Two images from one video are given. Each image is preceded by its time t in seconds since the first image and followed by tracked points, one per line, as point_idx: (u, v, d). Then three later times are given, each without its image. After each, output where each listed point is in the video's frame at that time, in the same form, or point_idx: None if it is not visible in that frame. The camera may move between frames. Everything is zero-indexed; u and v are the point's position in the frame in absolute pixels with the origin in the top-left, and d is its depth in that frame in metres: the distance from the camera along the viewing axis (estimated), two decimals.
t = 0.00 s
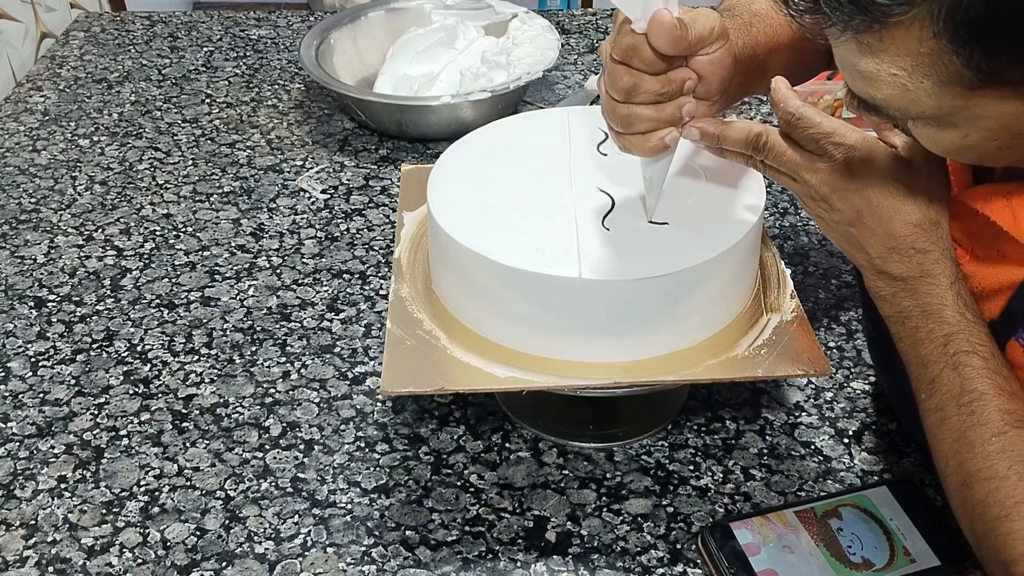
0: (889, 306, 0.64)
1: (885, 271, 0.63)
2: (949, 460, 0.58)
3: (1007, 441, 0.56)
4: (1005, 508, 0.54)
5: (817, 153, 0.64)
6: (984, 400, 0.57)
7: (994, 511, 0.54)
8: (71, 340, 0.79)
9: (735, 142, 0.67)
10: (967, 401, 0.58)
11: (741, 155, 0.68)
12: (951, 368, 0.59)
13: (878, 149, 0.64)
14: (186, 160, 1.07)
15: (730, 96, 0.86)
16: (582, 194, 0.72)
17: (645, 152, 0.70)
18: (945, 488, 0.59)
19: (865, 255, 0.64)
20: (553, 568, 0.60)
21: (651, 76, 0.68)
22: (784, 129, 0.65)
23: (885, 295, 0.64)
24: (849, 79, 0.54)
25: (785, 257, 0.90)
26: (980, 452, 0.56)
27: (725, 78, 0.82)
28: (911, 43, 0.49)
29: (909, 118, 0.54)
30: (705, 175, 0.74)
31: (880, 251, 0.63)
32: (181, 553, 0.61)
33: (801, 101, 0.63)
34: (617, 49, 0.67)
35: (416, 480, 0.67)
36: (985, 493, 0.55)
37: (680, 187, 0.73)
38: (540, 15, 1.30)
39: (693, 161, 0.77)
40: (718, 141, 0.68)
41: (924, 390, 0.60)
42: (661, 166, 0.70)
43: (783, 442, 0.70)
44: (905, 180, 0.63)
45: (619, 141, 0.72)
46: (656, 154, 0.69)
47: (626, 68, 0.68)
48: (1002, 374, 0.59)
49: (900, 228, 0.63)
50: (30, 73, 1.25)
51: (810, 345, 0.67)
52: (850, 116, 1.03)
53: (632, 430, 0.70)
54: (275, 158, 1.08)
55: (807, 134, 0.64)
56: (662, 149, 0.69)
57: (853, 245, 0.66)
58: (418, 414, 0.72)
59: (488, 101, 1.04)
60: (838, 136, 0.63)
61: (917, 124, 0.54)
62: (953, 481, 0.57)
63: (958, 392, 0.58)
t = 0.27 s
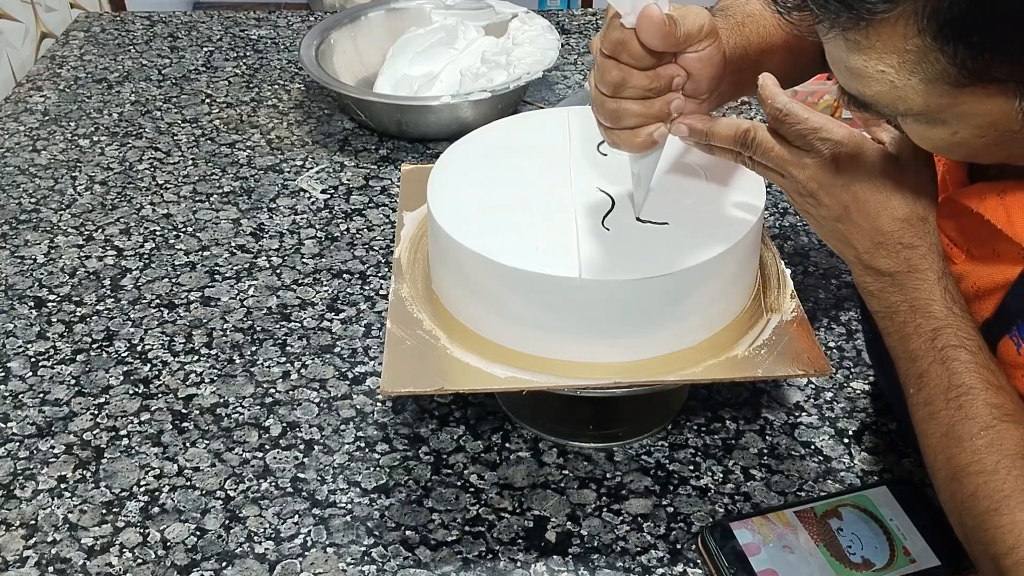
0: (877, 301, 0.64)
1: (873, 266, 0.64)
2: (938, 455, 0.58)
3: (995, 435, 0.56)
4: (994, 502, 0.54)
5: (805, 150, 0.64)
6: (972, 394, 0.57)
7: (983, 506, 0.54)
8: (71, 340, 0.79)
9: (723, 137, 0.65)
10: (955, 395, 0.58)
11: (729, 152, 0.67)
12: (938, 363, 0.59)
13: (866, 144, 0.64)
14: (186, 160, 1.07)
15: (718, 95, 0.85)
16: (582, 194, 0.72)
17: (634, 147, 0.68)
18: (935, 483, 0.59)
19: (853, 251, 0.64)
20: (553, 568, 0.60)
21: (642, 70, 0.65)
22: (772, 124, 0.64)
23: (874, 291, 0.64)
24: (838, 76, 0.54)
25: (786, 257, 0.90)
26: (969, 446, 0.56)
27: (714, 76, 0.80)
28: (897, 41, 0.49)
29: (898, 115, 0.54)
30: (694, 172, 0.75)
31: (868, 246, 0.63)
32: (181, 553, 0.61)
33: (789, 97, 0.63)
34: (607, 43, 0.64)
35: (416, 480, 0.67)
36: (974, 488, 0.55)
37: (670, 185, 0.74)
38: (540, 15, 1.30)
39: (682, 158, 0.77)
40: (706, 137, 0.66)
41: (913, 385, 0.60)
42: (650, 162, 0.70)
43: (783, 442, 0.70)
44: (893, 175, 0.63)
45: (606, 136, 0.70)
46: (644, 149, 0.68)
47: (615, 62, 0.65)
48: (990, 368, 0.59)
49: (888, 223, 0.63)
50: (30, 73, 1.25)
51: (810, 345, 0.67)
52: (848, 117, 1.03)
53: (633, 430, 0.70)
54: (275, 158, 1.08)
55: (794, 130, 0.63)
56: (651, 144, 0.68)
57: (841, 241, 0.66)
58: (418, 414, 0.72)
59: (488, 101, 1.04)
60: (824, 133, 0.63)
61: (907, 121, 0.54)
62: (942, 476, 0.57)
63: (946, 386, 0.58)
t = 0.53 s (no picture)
0: (865, 295, 0.64)
1: (861, 260, 0.64)
2: (926, 448, 0.58)
3: (983, 426, 0.56)
4: (981, 493, 0.54)
5: (794, 145, 0.63)
6: (960, 386, 0.58)
7: (971, 498, 0.54)
8: (71, 340, 0.79)
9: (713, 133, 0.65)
10: (943, 387, 0.58)
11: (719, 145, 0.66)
12: (927, 355, 0.60)
13: (854, 138, 0.64)
14: (186, 160, 1.07)
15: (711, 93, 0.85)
16: (582, 194, 0.72)
17: (623, 142, 0.68)
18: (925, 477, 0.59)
19: (840, 245, 0.64)
20: (553, 568, 0.60)
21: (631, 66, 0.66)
22: (761, 119, 0.63)
23: (862, 284, 0.64)
24: (830, 73, 0.54)
25: (786, 257, 0.90)
26: (957, 438, 0.56)
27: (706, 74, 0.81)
28: (884, 38, 0.49)
29: (889, 113, 0.54)
30: (685, 169, 0.75)
31: (855, 240, 0.63)
32: (181, 554, 0.61)
33: (778, 91, 0.62)
34: (596, 39, 0.64)
35: (416, 480, 0.67)
36: (961, 479, 0.55)
37: (661, 181, 0.74)
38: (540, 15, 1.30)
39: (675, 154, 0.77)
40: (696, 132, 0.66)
41: (901, 377, 0.60)
42: (639, 157, 0.71)
43: (783, 442, 0.70)
44: (879, 169, 0.63)
45: (596, 130, 0.70)
46: (633, 143, 0.69)
47: (605, 57, 0.65)
48: (977, 359, 0.59)
49: (875, 217, 0.62)
50: (30, 73, 1.25)
51: (810, 345, 0.67)
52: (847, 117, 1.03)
53: (633, 430, 0.70)
54: (275, 158, 1.08)
55: (784, 124, 0.62)
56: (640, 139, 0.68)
57: (828, 234, 0.65)
58: (418, 414, 0.72)
59: (488, 101, 1.04)
60: (812, 127, 0.62)
61: (899, 118, 0.54)
62: (930, 468, 0.58)
63: (934, 378, 0.59)
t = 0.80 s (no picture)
0: (856, 287, 0.65)
1: (852, 252, 0.64)
2: (916, 439, 0.58)
3: (971, 417, 0.56)
4: (970, 483, 0.55)
5: (787, 137, 0.64)
6: (949, 377, 0.58)
7: (960, 488, 0.55)
8: (71, 340, 0.79)
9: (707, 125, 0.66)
10: (932, 378, 0.59)
11: (715, 137, 0.68)
12: (916, 346, 0.60)
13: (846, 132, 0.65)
14: (186, 160, 1.07)
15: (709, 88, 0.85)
16: (582, 194, 0.72)
17: (620, 133, 0.68)
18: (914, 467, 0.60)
19: (832, 237, 0.65)
20: (553, 568, 0.60)
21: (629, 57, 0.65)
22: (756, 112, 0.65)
23: (853, 277, 0.65)
24: (824, 67, 0.54)
25: (785, 256, 0.90)
26: (946, 430, 0.57)
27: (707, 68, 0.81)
28: (874, 32, 0.49)
29: (883, 107, 0.54)
30: (684, 162, 0.76)
31: (846, 232, 0.64)
32: (181, 554, 0.61)
33: (773, 84, 0.64)
34: (593, 30, 0.63)
35: (416, 480, 0.67)
36: (950, 470, 0.56)
37: (658, 174, 0.75)
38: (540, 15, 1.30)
39: (674, 146, 0.78)
40: (692, 124, 0.68)
41: (891, 368, 0.61)
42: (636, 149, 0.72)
43: (783, 442, 0.70)
44: (870, 162, 0.64)
45: (593, 121, 0.69)
46: (629, 135, 0.68)
47: (602, 49, 0.64)
48: (967, 351, 0.60)
49: (866, 209, 0.63)
50: (30, 73, 1.25)
51: (811, 345, 0.67)
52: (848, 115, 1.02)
53: (633, 430, 0.70)
54: (275, 158, 1.08)
55: (776, 117, 0.64)
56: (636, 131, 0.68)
57: (821, 227, 0.66)
58: (418, 415, 0.72)
59: (488, 101, 1.04)
60: (805, 119, 0.63)
61: (893, 112, 0.55)
62: (919, 459, 0.58)
63: (924, 369, 0.59)
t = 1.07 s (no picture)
0: (857, 282, 0.65)
1: (854, 247, 0.65)
2: (914, 433, 0.59)
3: (969, 413, 0.56)
4: (967, 478, 0.55)
5: (791, 131, 0.65)
6: (948, 372, 0.58)
7: (957, 482, 0.55)
8: (71, 340, 0.79)
9: (713, 119, 0.67)
10: (931, 373, 0.59)
11: (719, 131, 0.69)
12: (916, 342, 0.60)
13: (851, 127, 0.65)
14: (186, 160, 1.07)
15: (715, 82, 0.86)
16: (583, 194, 0.72)
17: (625, 125, 0.69)
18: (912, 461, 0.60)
19: (833, 231, 0.66)
20: (553, 568, 0.60)
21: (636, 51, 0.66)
22: (760, 106, 0.65)
23: (853, 272, 0.65)
24: (824, 62, 0.55)
25: (785, 256, 0.90)
26: (944, 425, 0.57)
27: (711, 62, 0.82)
28: (870, 25, 0.50)
29: (883, 101, 0.55)
30: (690, 155, 0.77)
31: (847, 228, 0.65)
32: (181, 553, 0.61)
33: (778, 79, 0.64)
34: (600, 23, 0.65)
35: (416, 480, 0.67)
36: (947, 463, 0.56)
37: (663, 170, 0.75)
38: (540, 15, 1.30)
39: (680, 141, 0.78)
40: (696, 118, 0.68)
41: (891, 363, 0.61)
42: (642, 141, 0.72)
43: (783, 442, 0.70)
44: (874, 158, 0.64)
45: (600, 113, 0.71)
46: (634, 127, 0.70)
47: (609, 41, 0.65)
48: (966, 347, 0.60)
49: (867, 205, 0.64)
50: (30, 73, 1.25)
51: (811, 346, 0.67)
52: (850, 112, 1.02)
53: (632, 430, 0.70)
54: (275, 158, 1.08)
55: (781, 111, 0.64)
56: (641, 122, 0.69)
57: (822, 223, 0.67)
58: (418, 414, 0.72)
59: (488, 101, 1.04)
60: (809, 113, 0.64)
61: (893, 107, 0.55)
62: (917, 455, 0.58)
63: (923, 364, 0.59)
